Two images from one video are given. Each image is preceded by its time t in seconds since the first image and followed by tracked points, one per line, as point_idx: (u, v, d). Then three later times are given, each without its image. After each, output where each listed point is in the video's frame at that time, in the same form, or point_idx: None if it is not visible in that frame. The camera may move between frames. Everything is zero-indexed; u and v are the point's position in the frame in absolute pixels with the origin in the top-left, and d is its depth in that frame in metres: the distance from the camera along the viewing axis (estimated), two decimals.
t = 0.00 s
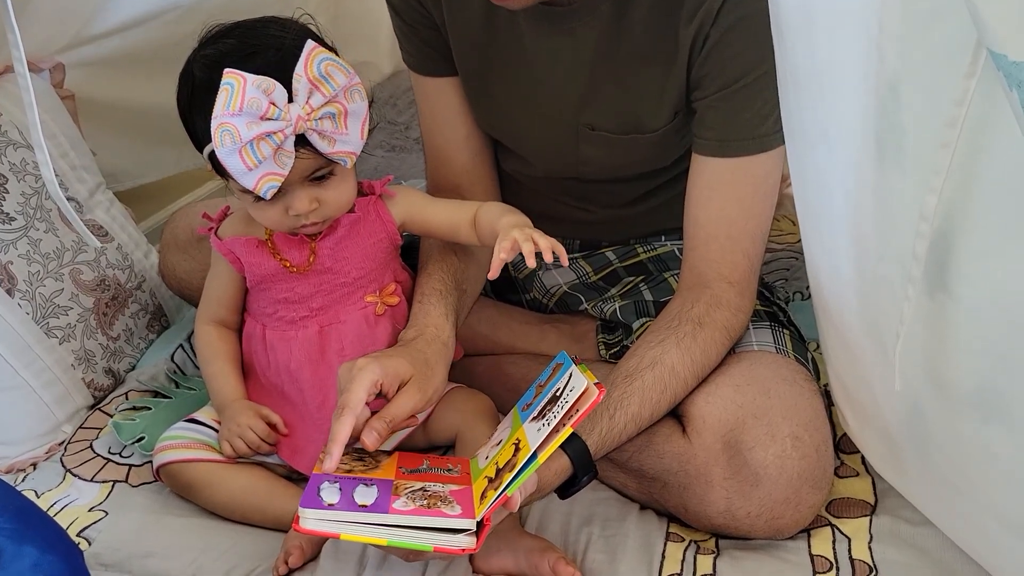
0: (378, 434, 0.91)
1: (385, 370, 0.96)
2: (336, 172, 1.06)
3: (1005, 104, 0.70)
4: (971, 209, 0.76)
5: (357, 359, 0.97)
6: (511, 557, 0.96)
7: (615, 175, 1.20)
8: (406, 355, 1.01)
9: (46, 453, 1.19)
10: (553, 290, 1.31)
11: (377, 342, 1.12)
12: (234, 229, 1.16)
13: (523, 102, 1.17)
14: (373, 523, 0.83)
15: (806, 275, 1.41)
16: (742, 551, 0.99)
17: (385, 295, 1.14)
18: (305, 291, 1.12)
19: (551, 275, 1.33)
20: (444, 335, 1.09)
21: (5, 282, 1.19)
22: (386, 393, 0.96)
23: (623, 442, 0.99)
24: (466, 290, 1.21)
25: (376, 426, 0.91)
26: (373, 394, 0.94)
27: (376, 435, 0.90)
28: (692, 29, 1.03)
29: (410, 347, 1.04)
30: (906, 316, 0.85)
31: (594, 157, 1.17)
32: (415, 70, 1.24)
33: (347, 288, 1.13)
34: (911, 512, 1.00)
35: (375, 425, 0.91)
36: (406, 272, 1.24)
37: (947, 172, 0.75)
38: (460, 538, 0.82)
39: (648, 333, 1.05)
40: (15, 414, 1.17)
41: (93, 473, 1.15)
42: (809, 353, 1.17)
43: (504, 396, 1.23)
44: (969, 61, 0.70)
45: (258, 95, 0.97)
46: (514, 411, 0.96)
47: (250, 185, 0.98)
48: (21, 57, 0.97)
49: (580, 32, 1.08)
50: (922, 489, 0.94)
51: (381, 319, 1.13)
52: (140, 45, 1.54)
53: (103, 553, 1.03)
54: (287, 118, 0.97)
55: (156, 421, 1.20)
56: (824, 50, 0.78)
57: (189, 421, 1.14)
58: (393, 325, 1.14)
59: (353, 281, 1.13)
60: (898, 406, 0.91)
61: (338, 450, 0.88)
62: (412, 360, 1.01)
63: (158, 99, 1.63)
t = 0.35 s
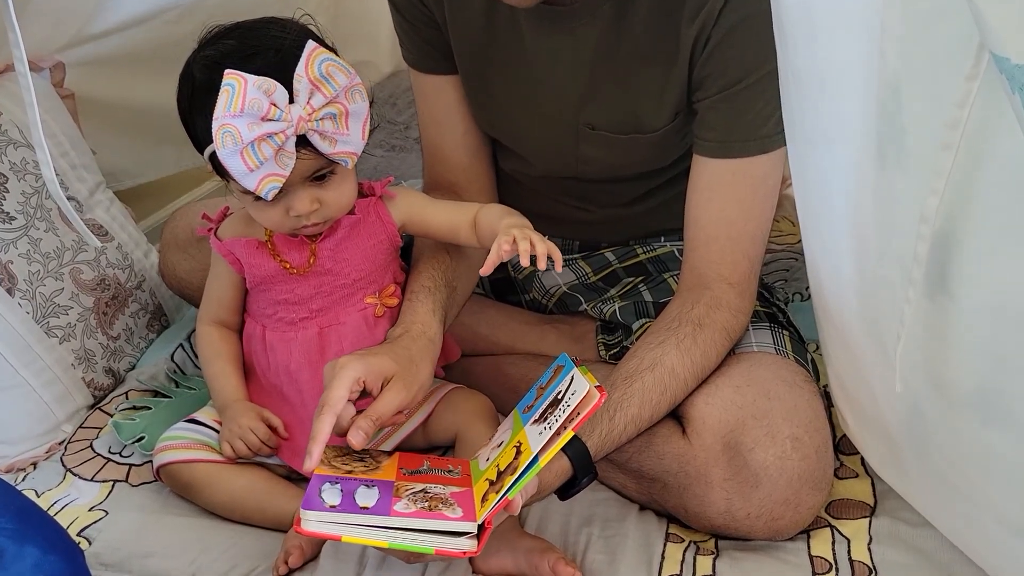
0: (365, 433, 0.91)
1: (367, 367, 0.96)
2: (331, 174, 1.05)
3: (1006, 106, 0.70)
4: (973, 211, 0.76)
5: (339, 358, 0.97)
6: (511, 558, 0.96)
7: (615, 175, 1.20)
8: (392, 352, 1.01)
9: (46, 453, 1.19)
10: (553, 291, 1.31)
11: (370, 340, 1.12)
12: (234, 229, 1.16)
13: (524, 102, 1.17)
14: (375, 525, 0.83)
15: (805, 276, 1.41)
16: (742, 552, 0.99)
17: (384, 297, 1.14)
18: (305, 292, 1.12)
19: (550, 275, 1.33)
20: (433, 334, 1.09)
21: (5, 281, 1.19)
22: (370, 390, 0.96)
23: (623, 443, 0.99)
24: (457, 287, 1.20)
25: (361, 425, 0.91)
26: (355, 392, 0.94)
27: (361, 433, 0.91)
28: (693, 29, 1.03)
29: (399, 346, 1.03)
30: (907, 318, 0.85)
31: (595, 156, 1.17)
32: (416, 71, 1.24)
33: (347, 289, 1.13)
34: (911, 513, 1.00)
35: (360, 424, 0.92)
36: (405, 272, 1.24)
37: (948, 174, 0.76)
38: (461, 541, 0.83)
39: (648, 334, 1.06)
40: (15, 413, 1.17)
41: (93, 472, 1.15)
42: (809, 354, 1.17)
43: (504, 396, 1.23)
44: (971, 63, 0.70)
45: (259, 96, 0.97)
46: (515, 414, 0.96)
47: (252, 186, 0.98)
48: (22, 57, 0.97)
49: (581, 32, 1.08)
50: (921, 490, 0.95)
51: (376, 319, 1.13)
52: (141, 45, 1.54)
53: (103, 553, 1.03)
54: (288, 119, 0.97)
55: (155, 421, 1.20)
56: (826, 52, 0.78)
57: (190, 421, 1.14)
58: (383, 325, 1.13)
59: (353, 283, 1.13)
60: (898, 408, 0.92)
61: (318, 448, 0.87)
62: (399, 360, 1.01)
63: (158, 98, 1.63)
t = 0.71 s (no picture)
0: (356, 424, 0.92)
1: (348, 362, 0.97)
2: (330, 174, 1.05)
3: (1006, 107, 0.71)
4: (973, 212, 0.77)
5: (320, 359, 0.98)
6: (511, 557, 0.96)
7: (615, 174, 1.20)
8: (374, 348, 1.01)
9: (46, 452, 1.19)
10: (552, 289, 1.31)
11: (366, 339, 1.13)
12: (234, 228, 1.15)
13: (524, 101, 1.17)
14: (379, 532, 0.84)
15: (804, 276, 1.41)
16: (742, 552, 0.99)
17: (383, 296, 1.15)
18: (305, 291, 1.12)
19: (549, 273, 1.33)
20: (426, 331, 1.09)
21: (5, 280, 1.19)
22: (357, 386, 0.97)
23: (623, 443, 0.99)
24: (447, 282, 1.18)
25: (353, 416, 0.93)
26: (341, 387, 0.96)
27: (351, 425, 0.92)
28: (693, 29, 1.03)
29: (385, 343, 1.04)
30: (907, 318, 0.85)
31: (595, 155, 1.17)
32: (416, 70, 1.24)
33: (347, 287, 1.13)
34: (910, 513, 1.01)
35: (351, 415, 0.93)
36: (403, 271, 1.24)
37: (949, 175, 0.76)
38: (466, 548, 0.84)
39: (648, 334, 1.06)
40: (16, 412, 1.17)
41: (93, 471, 1.15)
42: (808, 354, 1.17)
43: (503, 395, 1.23)
44: (971, 65, 0.71)
45: (261, 93, 0.97)
46: (512, 414, 0.96)
47: (254, 184, 0.98)
48: (24, 57, 0.97)
49: (582, 31, 1.08)
50: (919, 490, 0.95)
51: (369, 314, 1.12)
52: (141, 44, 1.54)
53: (104, 552, 1.03)
54: (290, 116, 0.98)
55: (155, 420, 1.20)
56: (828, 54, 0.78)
57: (191, 420, 1.14)
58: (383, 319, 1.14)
59: (354, 281, 1.13)
60: (897, 408, 0.92)
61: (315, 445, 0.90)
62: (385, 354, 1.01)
63: (158, 97, 1.63)
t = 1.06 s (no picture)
0: (393, 415, 0.91)
1: (378, 355, 0.96)
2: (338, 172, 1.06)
3: (1010, 106, 0.71)
4: (975, 211, 0.77)
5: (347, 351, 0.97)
6: (512, 555, 0.96)
7: (616, 172, 1.20)
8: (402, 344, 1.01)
9: (48, 449, 1.19)
10: (554, 287, 1.32)
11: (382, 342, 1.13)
12: (235, 225, 1.16)
13: (525, 99, 1.17)
14: (377, 527, 0.83)
15: (806, 274, 1.41)
16: (743, 550, 0.99)
17: (385, 293, 1.14)
18: (307, 288, 1.12)
19: (551, 271, 1.32)
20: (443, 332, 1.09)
21: (7, 278, 1.19)
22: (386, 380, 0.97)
23: (625, 440, 1.00)
24: (459, 284, 1.19)
25: (389, 407, 0.92)
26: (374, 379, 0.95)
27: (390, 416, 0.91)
28: (696, 27, 1.03)
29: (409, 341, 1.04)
30: (909, 317, 0.85)
31: (598, 154, 1.17)
32: (417, 68, 1.24)
33: (349, 285, 1.13)
34: (911, 512, 1.01)
35: (388, 407, 0.92)
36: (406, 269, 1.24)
37: (951, 174, 0.77)
38: (462, 541, 0.83)
39: (649, 332, 1.06)
40: (17, 409, 1.17)
41: (95, 468, 1.15)
42: (809, 353, 1.17)
43: (505, 393, 1.23)
44: (976, 63, 0.71)
45: (265, 91, 0.96)
46: (513, 411, 0.97)
47: (257, 181, 0.98)
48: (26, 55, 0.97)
49: (584, 30, 1.08)
50: (920, 488, 0.95)
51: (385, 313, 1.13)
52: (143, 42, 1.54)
53: (105, 549, 1.03)
54: (293, 114, 0.98)
55: (157, 418, 1.20)
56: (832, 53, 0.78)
57: (193, 417, 1.14)
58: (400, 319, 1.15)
59: (355, 278, 1.13)
60: (898, 407, 0.92)
61: (365, 434, 0.89)
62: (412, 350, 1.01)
63: (159, 95, 1.63)
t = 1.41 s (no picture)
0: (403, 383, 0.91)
1: (397, 338, 0.94)
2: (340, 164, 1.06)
3: (1012, 102, 0.70)
4: (978, 208, 0.76)
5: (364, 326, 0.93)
6: (512, 553, 0.96)
7: (618, 170, 1.20)
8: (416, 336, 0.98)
9: (47, 445, 1.19)
10: (554, 284, 1.31)
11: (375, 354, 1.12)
12: (234, 221, 1.15)
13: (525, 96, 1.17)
14: (377, 521, 0.83)
15: (806, 272, 1.41)
16: (743, 547, 0.99)
17: (384, 288, 1.14)
18: (305, 283, 1.12)
19: (551, 268, 1.32)
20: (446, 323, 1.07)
21: (6, 274, 1.19)
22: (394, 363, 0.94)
23: (625, 437, 0.99)
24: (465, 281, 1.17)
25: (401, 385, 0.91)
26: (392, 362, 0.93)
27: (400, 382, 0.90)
28: (697, 23, 1.03)
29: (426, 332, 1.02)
30: (911, 314, 0.85)
31: (599, 150, 1.17)
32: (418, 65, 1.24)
33: (347, 280, 1.13)
34: (912, 510, 1.01)
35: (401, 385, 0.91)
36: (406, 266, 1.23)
37: (953, 171, 0.76)
38: (463, 536, 0.82)
39: (649, 329, 1.06)
40: (16, 406, 1.17)
41: (94, 465, 1.15)
42: (810, 350, 1.17)
43: (505, 391, 1.23)
44: (977, 59, 0.71)
45: (259, 87, 0.96)
46: (515, 408, 0.96)
47: (252, 177, 0.98)
48: (25, 50, 0.97)
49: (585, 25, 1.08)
50: (921, 486, 0.95)
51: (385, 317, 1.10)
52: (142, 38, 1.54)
53: (104, 546, 1.03)
54: (288, 110, 0.97)
55: (156, 414, 1.20)
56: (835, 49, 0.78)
57: (192, 414, 1.13)
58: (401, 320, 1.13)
59: (353, 274, 1.13)
60: (899, 405, 0.92)
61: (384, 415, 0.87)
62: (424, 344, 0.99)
63: (159, 91, 1.63)
